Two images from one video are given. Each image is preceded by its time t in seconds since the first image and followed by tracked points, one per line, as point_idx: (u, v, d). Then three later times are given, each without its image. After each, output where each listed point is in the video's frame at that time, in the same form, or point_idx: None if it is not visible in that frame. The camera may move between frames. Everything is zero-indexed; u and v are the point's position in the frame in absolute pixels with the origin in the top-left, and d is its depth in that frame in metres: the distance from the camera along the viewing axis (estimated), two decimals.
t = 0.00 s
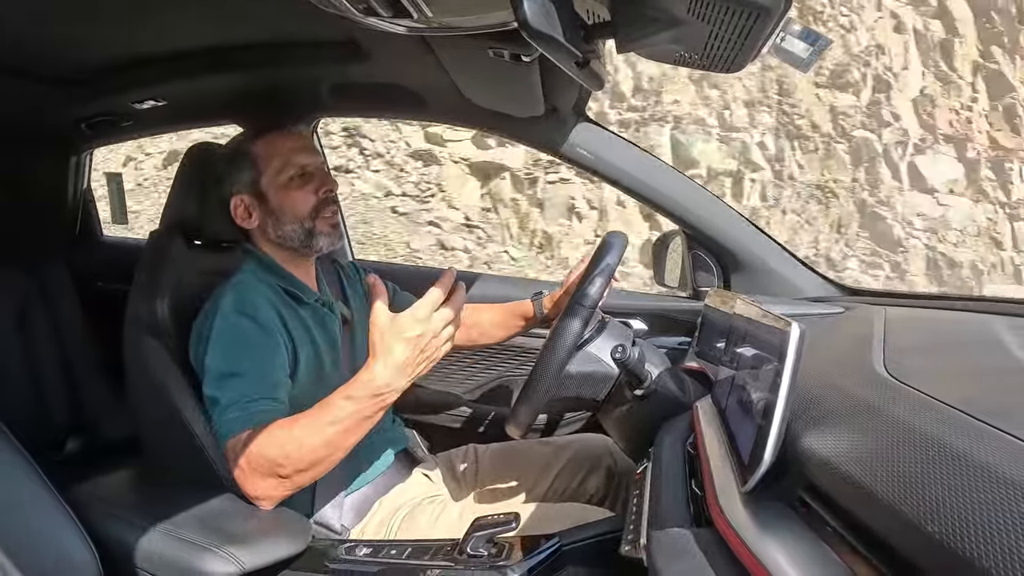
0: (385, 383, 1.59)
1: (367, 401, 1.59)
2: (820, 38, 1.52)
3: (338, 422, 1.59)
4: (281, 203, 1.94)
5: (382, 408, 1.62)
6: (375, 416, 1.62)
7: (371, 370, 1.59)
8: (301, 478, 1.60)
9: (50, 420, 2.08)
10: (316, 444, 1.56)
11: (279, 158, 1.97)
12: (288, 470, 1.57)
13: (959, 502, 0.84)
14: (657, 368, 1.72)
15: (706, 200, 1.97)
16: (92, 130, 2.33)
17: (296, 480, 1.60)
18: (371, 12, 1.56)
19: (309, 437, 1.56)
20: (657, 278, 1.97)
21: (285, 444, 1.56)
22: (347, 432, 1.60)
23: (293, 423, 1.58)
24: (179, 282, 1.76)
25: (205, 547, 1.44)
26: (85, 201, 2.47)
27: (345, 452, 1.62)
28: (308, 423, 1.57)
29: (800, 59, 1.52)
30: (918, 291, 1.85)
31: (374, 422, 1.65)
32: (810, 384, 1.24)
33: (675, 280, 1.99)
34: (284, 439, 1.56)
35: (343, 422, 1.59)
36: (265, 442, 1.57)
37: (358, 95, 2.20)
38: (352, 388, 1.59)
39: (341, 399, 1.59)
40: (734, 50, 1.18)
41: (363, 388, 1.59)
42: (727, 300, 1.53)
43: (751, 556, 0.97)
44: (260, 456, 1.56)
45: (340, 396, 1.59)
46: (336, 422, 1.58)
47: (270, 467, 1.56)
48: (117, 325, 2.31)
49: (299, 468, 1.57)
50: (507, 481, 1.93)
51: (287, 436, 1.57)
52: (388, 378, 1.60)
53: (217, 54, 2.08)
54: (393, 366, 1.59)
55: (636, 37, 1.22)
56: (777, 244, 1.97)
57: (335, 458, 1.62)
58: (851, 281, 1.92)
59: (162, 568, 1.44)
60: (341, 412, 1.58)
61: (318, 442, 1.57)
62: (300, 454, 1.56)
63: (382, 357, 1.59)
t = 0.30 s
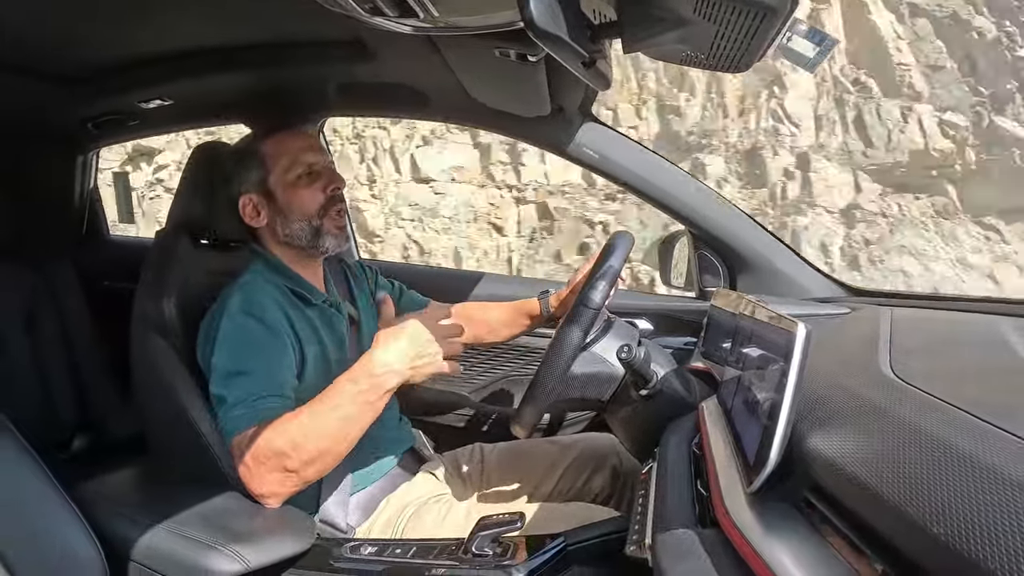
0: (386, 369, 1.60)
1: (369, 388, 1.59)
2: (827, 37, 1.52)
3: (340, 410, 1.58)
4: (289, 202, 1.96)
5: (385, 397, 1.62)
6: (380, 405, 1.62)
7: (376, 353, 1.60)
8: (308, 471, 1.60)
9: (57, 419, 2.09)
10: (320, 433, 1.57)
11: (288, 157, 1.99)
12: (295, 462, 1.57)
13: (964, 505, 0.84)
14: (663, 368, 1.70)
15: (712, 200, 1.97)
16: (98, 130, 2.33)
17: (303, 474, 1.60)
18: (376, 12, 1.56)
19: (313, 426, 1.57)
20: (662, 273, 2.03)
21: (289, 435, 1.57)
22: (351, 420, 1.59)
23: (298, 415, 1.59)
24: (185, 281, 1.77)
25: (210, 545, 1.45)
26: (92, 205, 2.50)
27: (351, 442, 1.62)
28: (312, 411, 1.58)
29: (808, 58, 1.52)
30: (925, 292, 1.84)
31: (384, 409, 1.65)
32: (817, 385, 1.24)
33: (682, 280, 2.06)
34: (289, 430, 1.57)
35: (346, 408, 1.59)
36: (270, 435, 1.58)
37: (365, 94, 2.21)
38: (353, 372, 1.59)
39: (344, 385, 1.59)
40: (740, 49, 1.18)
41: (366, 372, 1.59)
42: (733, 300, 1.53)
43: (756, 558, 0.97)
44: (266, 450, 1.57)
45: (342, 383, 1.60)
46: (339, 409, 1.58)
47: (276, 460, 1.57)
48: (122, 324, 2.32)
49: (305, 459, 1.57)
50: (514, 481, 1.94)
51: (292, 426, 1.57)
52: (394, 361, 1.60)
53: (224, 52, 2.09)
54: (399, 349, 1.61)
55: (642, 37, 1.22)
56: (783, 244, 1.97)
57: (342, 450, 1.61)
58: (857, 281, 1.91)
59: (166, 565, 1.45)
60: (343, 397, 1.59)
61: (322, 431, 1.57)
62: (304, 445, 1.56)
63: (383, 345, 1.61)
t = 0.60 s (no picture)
0: (375, 360, 1.57)
1: (360, 380, 1.56)
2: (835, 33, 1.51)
3: (332, 405, 1.55)
4: (308, 201, 1.92)
5: (375, 387, 1.60)
6: (370, 393, 1.60)
7: (360, 349, 1.56)
8: (303, 465, 1.56)
9: (64, 416, 2.09)
10: (313, 428, 1.53)
11: (312, 155, 1.94)
12: (288, 456, 1.53)
13: (971, 503, 0.83)
14: (669, 364, 1.71)
15: (720, 196, 1.97)
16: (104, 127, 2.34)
17: (299, 468, 1.56)
18: (381, 8, 1.57)
19: (305, 421, 1.53)
20: (669, 277, 2.02)
21: (281, 429, 1.52)
22: (343, 412, 1.57)
23: (290, 408, 1.55)
24: (190, 277, 1.79)
25: (217, 541, 1.46)
26: (99, 202, 2.52)
27: (344, 433, 1.60)
28: (305, 406, 1.54)
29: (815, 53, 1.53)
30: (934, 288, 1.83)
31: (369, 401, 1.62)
32: (824, 382, 1.24)
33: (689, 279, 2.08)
34: (282, 423, 1.52)
35: (337, 402, 1.55)
36: (263, 429, 1.54)
37: (371, 91, 2.21)
38: (343, 368, 1.56)
39: (333, 380, 1.56)
40: (747, 46, 1.18)
41: (353, 368, 1.56)
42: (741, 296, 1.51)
43: (762, 556, 0.96)
44: (259, 443, 1.53)
45: (332, 377, 1.56)
46: (332, 403, 1.55)
47: (269, 455, 1.53)
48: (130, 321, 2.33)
49: (298, 454, 1.53)
50: (521, 478, 1.94)
51: (284, 420, 1.53)
52: (379, 357, 1.57)
53: (230, 50, 2.09)
54: (383, 345, 1.57)
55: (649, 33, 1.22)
56: (791, 241, 1.97)
57: (335, 442, 1.58)
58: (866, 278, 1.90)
59: (172, 562, 1.45)
60: (335, 392, 1.55)
61: (315, 425, 1.53)
62: (299, 438, 1.52)
63: (372, 333, 1.57)
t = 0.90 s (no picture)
0: (396, 379, 1.50)
1: (378, 397, 1.51)
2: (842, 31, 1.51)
3: (348, 419, 1.50)
4: (318, 205, 1.90)
5: (395, 403, 1.54)
6: (389, 411, 1.54)
7: (381, 365, 1.51)
8: (314, 473, 1.53)
9: (73, 414, 2.10)
10: (326, 440, 1.49)
11: (325, 160, 1.91)
12: (298, 464, 1.50)
13: (979, 502, 0.83)
14: (677, 362, 1.70)
15: (728, 194, 1.97)
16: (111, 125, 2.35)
17: (309, 475, 1.54)
18: (388, 7, 1.57)
19: (318, 432, 1.49)
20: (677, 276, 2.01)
21: (293, 437, 1.50)
22: (360, 427, 1.52)
23: (306, 416, 1.52)
24: (198, 274, 1.80)
25: (224, 538, 1.46)
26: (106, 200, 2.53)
27: (359, 446, 1.55)
28: (319, 417, 1.50)
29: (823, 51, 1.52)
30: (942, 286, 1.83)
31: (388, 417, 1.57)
32: (832, 380, 1.24)
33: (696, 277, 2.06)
34: (295, 432, 1.50)
35: (354, 417, 1.51)
36: (275, 435, 1.51)
37: (379, 90, 2.21)
38: (362, 383, 1.51)
39: (350, 394, 1.51)
40: (755, 43, 1.18)
41: (372, 384, 1.50)
42: (750, 295, 1.51)
43: (768, 554, 0.96)
44: (271, 448, 1.51)
45: (350, 391, 1.52)
46: (348, 417, 1.50)
47: (280, 460, 1.51)
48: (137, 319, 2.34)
49: (309, 463, 1.51)
50: (528, 476, 1.94)
51: (297, 428, 1.50)
52: (399, 376, 1.50)
53: (238, 49, 2.10)
54: (404, 364, 1.50)
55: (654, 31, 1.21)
56: (798, 239, 1.96)
57: (349, 454, 1.54)
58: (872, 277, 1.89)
59: (179, 558, 1.46)
60: (351, 406, 1.50)
61: (328, 436, 1.50)
62: (311, 448, 1.49)
63: (395, 353, 1.51)
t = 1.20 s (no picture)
0: (405, 379, 1.53)
1: (388, 396, 1.52)
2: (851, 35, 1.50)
3: (358, 418, 1.51)
4: (320, 206, 1.92)
5: (403, 404, 1.55)
6: (398, 412, 1.55)
7: (391, 365, 1.53)
8: (321, 474, 1.53)
9: (79, 413, 2.10)
10: (335, 439, 1.50)
11: (322, 160, 1.94)
12: (307, 464, 1.50)
13: (985, 506, 0.83)
14: (684, 366, 1.71)
15: (736, 198, 1.96)
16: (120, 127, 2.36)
17: (316, 477, 1.53)
18: (397, 10, 1.58)
19: (327, 431, 1.50)
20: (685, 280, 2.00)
21: (302, 437, 1.50)
22: (369, 427, 1.53)
23: (314, 417, 1.52)
24: (205, 275, 1.79)
25: (229, 539, 1.46)
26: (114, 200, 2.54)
27: (367, 447, 1.56)
28: (329, 417, 1.51)
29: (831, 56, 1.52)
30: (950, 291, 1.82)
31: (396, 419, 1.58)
32: (838, 386, 1.23)
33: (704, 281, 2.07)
34: (304, 432, 1.50)
35: (363, 416, 1.52)
36: (283, 436, 1.52)
37: (387, 93, 2.22)
38: (371, 382, 1.52)
39: (360, 393, 1.52)
40: (763, 47, 1.17)
41: (382, 383, 1.52)
42: (756, 300, 1.50)
43: (774, 559, 0.96)
44: (279, 449, 1.51)
45: (360, 390, 1.53)
46: (357, 417, 1.51)
47: (288, 461, 1.50)
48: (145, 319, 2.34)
49: (317, 463, 1.51)
50: (534, 480, 1.94)
51: (306, 429, 1.50)
52: (408, 375, 1.53)
53: (248, 51, 2.10)
54: (414, 364, 1.53)
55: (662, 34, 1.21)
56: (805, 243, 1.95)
57: (357, 455, 1.55)
58: (874, 278, 1.86)
59: (184, 559, 1.46)
60: (361, 405, 1.52)
61: (337, 436, 1.50)
62: (320, 448, 1.49)
63: (404, 354, 1.54)
